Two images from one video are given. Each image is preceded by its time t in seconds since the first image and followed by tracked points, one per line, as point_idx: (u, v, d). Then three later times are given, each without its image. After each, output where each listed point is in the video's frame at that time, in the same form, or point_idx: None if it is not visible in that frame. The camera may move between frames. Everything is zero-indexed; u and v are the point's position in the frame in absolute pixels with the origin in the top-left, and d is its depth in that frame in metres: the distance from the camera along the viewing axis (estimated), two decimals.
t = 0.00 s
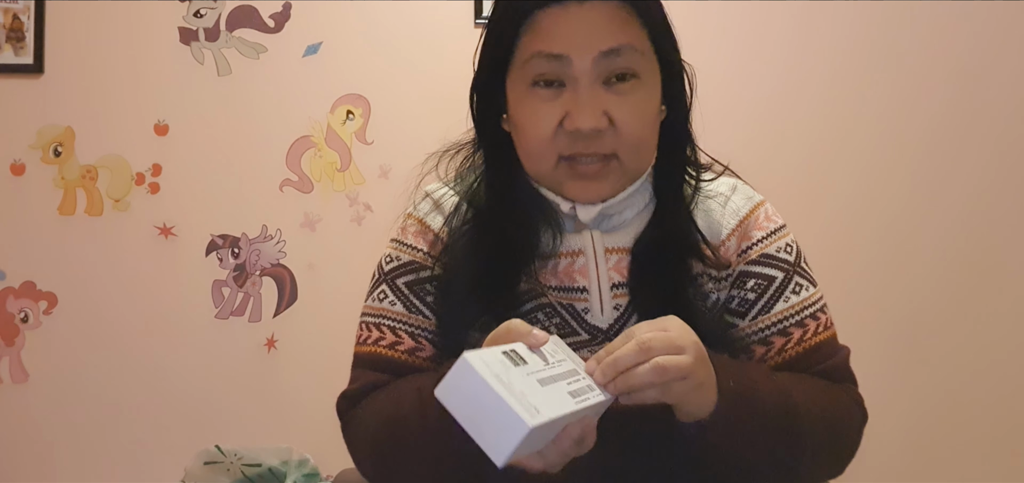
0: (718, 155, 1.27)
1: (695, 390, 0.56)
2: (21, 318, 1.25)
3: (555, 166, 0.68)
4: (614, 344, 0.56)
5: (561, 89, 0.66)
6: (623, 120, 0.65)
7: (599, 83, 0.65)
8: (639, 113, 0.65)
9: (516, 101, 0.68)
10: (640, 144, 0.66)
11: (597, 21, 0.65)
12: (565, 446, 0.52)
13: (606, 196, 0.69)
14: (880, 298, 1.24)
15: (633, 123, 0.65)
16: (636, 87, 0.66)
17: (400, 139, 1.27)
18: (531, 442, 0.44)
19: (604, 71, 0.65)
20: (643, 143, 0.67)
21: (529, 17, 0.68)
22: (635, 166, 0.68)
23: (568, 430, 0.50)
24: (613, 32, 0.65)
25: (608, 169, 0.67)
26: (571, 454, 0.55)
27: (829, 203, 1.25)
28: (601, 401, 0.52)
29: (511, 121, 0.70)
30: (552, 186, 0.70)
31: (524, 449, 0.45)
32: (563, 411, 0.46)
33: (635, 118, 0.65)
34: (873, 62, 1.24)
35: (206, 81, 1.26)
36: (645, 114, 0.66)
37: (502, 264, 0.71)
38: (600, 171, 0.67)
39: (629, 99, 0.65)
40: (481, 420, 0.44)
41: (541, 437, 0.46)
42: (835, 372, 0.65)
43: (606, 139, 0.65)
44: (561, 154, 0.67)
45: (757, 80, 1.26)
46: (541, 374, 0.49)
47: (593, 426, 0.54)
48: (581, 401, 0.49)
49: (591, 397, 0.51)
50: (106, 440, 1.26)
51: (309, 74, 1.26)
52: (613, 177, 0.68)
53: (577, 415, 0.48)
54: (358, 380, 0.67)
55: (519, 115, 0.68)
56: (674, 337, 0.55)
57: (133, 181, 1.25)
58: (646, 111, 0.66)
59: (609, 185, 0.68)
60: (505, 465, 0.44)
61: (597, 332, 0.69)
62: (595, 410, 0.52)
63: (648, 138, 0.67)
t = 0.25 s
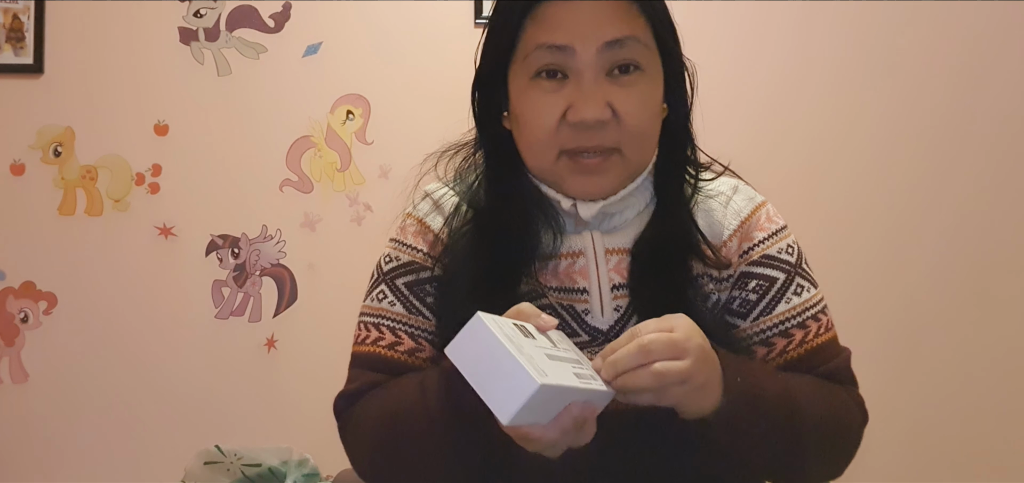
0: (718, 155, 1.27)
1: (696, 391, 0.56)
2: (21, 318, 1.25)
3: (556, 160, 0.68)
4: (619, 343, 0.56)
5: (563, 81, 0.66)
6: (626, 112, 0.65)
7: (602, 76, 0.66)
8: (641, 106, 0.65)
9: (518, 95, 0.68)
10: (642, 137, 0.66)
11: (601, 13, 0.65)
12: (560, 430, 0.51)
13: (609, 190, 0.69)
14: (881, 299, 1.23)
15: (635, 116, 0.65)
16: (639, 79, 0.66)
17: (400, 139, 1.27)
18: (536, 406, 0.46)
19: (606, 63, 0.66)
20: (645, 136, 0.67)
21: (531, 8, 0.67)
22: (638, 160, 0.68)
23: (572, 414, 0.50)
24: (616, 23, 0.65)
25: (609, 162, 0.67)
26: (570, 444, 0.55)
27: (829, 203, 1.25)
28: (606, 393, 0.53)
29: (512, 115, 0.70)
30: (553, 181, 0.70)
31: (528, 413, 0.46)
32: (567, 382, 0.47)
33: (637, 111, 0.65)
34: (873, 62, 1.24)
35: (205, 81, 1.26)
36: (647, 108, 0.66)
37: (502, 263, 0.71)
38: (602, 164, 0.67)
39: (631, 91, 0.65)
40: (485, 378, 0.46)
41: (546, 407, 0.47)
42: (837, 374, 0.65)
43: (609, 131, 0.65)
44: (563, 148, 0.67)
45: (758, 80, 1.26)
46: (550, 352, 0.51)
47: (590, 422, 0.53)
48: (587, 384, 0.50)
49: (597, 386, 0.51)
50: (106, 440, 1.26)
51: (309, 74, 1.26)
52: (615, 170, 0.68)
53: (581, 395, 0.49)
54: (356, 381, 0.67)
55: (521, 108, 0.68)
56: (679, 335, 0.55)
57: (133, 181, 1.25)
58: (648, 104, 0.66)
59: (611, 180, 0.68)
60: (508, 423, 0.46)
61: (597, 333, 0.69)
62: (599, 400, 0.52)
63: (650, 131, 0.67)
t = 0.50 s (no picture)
0: (718, 155, 1.27)
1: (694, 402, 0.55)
2: (21, 318, 1.25)
3: (556, 160, 0.68)
4: (613, 362, 0.55)
5: (564, 81, 0.66)
6: (626, 112, 0.65)
7: (602, 75, 0.66)
8: (641, 106, 0.65)
9: (518, 95, 0.68)
10: (642, 137, 0.66)
11: (601, 12, 0.65)
12: (560, 444, 0.51)
13: (609, 190, 0.69)
14: (881, 298, 1.23)
15: (635, 116, 0.65)
16: (639, 79, 0.66)
17: (400, 139, 1.27)
18: (541, 420, 0.45)
19: (606, 63, 0.65)
20: (645, 136, 0.66)
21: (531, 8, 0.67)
22: (638, 160, 0.68)
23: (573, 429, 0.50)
24: (616, 23, 0.65)
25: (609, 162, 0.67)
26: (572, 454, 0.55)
27: (829, 203, 1.25)
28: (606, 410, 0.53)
29: (512, 115, 0.70)
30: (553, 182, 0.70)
31: (532, 427, 0.46)
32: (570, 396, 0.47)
33: (638, 111, 0.65)
34: (873, 62, 1.24)
35: (205, 81, 1.26)
36: (647, 108, 0.66)
37: (502, 266, 0.71)
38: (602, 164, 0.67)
39: (632, 91, 0.65)
40: (486, 394, 0.46)
41: (550, 421, 0.47)
42: (838, 373, 0.65)
43: (609, 131, 0.65)
44: (563, 148, 0.67)
45: (758, 80, 1.25)
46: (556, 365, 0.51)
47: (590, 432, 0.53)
48: (589, 399, 0.50)
49: (599, 401, 0.52)
50: (106, 440, 1.26)
51: (309, 74, 1.26)
52: (615, 170, 0.68)
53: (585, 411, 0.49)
54: (354, 382, 0.67)
55: (521, 108, 0.68)
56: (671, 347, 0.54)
57: (133, 181, 1.25)
58: (648, 105, 0.66)
59: (611, 180, 0.68)
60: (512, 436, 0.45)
61: (597, 334, 0.69)
62: (599, 415, 0.52)
63: (651, 131, 0.67)
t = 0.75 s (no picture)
0: (718, 155, 1.27)
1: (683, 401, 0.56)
2: (21, 318, 1.25)
3: (556, 161, 0.68)
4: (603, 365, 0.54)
5: (563, 81, 0.66)
6: (626, 112, 0.65)
7: (602, 75, 0.66)
8: (641, 106, 0.65)
9: (517, 95, 0.68)
10: (642, 137, 0.66)
11: (600, 13, 0.65)
12: (552, 432, 0.49)
13: (609, 190, 0.69)
14: (880, 299, 1.24)
15: (634, 116, 0.65)
16: (638, 79, 0.66)
17: (400, 139, 1.27)
18: (513, 406, 0.45)
19: (606, 63, 0.65)
20: (645, 136, 0.66)
21: (531, 8, 0.67)
22: (638, 161, 0.68)
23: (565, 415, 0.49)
24: (616, 23, 0.65)
25: (609, 163, 0.67)
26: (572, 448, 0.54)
27: (829, 203, 1.25)
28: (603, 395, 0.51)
29: (512, 115, 0.70)
30: (553, 182, 0.70)
31: (506, 414, 0.45)
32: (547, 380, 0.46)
33: (637, 112, 0.65)
34: (873, 62, 1.24)
35: (205, 81, 1.26)
36: (646, 108, 0.66)
37: (502, 265, 0.71)
38: (601, 164, 0.67)
39: (631, 91, 0.65)
40: (463, 382, 0.46)
41: (527, 407, 0.46)
42: (836, 376, 0.65)
43: (609, 131, 0.65)
44: (562, 148, 0.67)
45: (758, 80, 1.25)
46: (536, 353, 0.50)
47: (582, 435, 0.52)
48: (574, 382, 0.48)
49: (591, 385, 0.50)
50: (106, 439, 1.26)
51: (309, 74, 1.26)
52: (614, 170, 0.68)
53: (567, 393, 0.47)
54: (356, 383, 0.67)
55: (520, 108, 0.68)
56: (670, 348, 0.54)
57: (133, 181, 1.25)
58: (648, 105, 0.66)
59: (611, 181, 0.68)
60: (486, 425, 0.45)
61: (597, 334, 0.69)
62: (598, 401, 0.50)
63: (650, 131, 0.67)
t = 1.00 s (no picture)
0: (718, 155, 1.27)
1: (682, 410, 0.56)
2: (21, 318, 1.25)
3: (556, 160, 0.68)
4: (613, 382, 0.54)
5: (563, 81, 0.66)
6: (625, 112, 0.65)
7: (602, 75, 0.65)
8: (640, 105, 0.65)
9: (517, 94, 0.68)
10: (642, 137, 0.66)
11: (600, 13, 0.65)
12: (537, 428, 0.49)
13: (609, 190, 0.69)
14: (880, 299, 1.24)
15: (634, 116, 0.65)
16: (638, 78, 0.66)
17: (400, 139, 1.27)
18: (495, 391, 0.45)
19: (606, 63, 0.65)
20: (645, 136, 0.66)
21: (530, 9, 0.67)
22: (638, 160, 0.68)
23: (550, 411, 0.49)
24: (615, 23, 0.65)
25: (609, 162, 0.67)
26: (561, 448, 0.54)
27: (829, 203, 1.25)
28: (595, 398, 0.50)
29: (511, 115, 0.70)
30: (552, 182, 0.70)
31: (488, 400, 0.45)
32: (533, 370, 0.46)
33: (637, 111, 0.65)
34: (874, 62, 1.24)
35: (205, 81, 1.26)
36: (646, 107, 0.66)
37: (502, 266, 0.71)
38: (601, 163, 0.67)
39: (631, 91, 0.65)
40: (449, 366, 0.46)
41: (511, 397, 0.46)
42: (837, 376, 0.65)
43: (609, 131, 0.65)
44: (562, 147, 0.67)
45: (758, 80, 1.25)
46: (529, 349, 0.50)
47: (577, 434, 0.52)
48: (562, 379, 0.48)
49: (582, 386, 0.50)
50: (107, 439, 1.26)
51: (310, 74, 1.26)
52: (614, 169, 0.68)
53: (554, 388, 0.47)
54: (355, 383, 0.67)
55: (520, 108, 0.68)
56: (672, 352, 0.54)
57: (133, 181, 1.25)
58: (647, 104, 0.66)
59: (611, 180, 0.68)
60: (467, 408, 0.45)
61: (597, 334, 0.69)
62: (588, 403, 0.50)
63: (650, 131, 0.67)
